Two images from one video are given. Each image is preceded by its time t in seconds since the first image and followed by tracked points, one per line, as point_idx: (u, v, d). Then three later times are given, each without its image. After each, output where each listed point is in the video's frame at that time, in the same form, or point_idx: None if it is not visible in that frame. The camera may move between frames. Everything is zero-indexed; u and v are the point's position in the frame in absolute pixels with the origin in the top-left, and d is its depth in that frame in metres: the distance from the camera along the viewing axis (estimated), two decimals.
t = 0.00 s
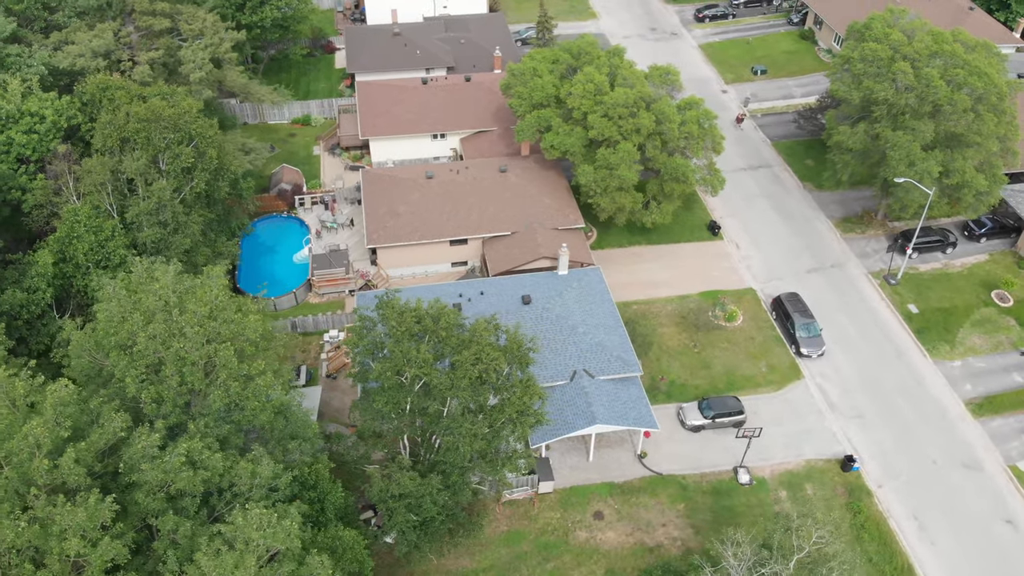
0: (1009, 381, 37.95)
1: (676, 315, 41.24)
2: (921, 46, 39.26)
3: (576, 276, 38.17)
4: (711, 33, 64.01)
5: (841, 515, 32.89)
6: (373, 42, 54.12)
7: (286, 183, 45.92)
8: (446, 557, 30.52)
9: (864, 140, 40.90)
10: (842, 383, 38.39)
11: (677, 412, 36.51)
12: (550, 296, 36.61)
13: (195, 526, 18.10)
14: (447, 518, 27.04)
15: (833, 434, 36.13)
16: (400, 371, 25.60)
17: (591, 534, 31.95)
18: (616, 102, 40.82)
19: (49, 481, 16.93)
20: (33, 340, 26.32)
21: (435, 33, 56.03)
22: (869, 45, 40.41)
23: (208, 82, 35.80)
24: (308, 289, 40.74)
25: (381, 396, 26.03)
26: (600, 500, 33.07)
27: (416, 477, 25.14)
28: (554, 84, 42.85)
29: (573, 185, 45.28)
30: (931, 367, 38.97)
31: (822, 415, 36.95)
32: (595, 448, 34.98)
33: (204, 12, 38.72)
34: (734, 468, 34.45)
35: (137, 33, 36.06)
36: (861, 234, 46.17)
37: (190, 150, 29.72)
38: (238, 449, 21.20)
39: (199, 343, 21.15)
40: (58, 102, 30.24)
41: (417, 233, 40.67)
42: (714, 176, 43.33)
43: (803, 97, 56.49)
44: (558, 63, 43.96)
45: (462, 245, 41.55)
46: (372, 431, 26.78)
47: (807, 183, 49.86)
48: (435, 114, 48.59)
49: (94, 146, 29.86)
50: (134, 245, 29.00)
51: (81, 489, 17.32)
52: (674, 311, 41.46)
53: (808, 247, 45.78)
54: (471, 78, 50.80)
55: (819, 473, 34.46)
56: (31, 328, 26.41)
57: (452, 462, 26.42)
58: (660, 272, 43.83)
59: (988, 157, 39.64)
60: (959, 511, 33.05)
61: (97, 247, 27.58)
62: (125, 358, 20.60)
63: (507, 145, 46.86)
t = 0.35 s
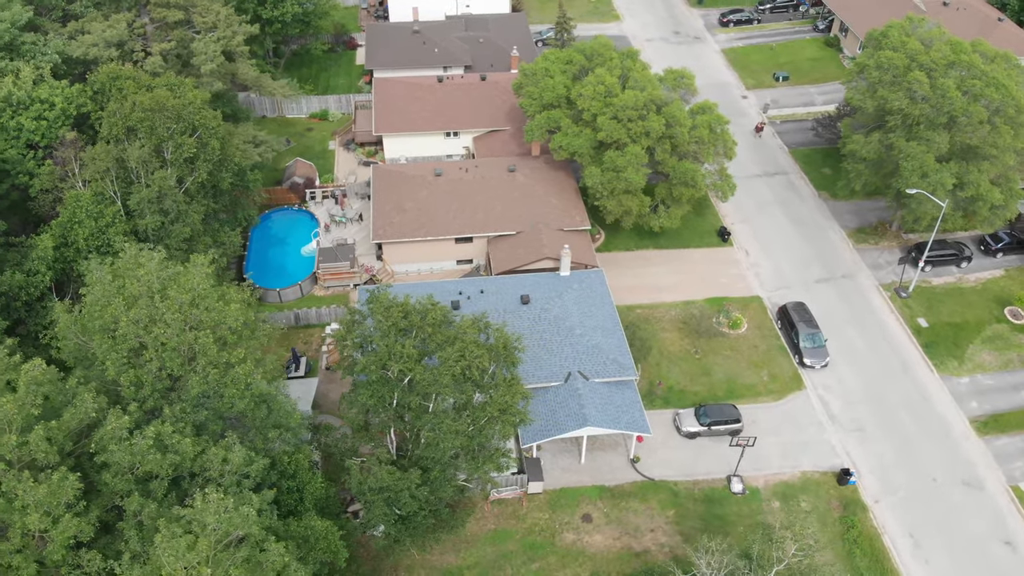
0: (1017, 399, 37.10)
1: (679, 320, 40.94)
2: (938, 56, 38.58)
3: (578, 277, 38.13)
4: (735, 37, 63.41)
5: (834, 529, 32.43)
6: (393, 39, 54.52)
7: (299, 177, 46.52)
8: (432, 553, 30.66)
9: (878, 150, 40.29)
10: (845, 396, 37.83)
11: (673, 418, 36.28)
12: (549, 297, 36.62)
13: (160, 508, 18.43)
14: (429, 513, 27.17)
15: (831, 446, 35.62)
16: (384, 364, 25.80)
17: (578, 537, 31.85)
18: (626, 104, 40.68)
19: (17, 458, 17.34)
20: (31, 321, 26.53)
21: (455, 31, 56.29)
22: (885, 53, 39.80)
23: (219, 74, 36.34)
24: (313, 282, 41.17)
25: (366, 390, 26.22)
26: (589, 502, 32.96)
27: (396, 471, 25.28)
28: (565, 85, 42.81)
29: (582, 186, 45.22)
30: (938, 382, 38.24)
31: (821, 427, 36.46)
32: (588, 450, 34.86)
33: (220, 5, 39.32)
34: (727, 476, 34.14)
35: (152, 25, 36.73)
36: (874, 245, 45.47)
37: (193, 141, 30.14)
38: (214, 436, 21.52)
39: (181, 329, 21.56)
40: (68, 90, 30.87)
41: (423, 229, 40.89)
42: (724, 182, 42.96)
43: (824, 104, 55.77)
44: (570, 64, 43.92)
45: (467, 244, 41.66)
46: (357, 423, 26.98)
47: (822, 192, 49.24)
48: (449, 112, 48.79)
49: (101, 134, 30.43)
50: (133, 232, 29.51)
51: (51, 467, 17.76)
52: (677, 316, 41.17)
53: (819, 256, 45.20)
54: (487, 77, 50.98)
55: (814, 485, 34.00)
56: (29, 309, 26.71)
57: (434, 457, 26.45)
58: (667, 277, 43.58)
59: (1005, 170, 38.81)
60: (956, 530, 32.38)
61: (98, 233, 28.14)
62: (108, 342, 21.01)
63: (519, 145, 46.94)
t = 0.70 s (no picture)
0: None
1: (683, 326, 40.66)
2: (954, 65, 37.91)
3: (581, 279, 38.04)
4: (758, 43, 62.76)
5: (827, 542, 32.01)
6: (412, 37, 54.83)
7: (312, 171, 46.98)
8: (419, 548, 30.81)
9: (891, 159, 39.67)
10: (847, 408, 37.32)
11: (670, 424, 36.06)
12: (550, 298, 36.60)
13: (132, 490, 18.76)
14: (414, 509, 27.30)
15: (830, 458, 35.16)
16: (372, 359, 25.98)
17: (567, 538, 31.80)
18: (636, 107, 40.52)
19: None
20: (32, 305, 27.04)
21: (474, 30, 56.45)
22: (900, 61, 39.20)
23: (231, 68, 36.83)
24: (320, 275, 41.57)
25: (353, 383, 26.42)
26: (580, 504, 32.89)
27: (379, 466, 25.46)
28: (576, 87, 42.75)
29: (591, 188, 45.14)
30: (943, 398, 37.58)
31: (821, 438, 35.98)
32: (582, 452, 34.79)
33: None
34: (721, 484, 33.87)
35: (167, 17, 37.34)
36: (887, 256, 44.78)
37: (197, 132, 30.58)
38: (196, 422, 21.86)
39: (168, 316, 21.94)
40: (80, 79, 31.38)
41: (429, 226, 41.11)
42: (735, 188, 42.57)
43: (844, 112, 55.04)
44: (583, 65, 43.84)
45: (473, 242, 41.78)
46: (345, 416, 27.19)
47: (837, 201, 48.61)
48: (463, 111, 48.96)
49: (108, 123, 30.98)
50: (136, 221, 30.03)
51: (29, 446, 18.19)
52: (681, 321, 40.89)
53: (830, 265, 44.64)
54: (503, 77, 51.08)
55: (809, 497, 33.60)
56: (31, 293, 27.23)
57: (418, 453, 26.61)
58: (673, 282, 43.32)
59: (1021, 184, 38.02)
60: (953, 548, 31.80)
61: (100, 220, 28.67)
62: (94, 327, 21.39)
63: (531, 146, 46.97)
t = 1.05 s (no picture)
0: None
1: (686, 331, 40.35)
2: (973, 76, 37.16)
3: (584, 280, 37.93)
4: (784, 49, 62.00)
5: (819, 556, 31.54)
6: (433, 34, 55.14)
7: (326, 165, 47.46)
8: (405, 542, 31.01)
9: (906, 170, 39.00)
10: (849, 421, 36.75)
11: (666, 429, 35.81)
12: (550, 298, 36.57)
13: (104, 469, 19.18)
14: (397, 503, 27.46)
15: (827, 471, 34.66)
16: (359, 351, 26.20)
17: (554, 539, 31.76)
18: (647, 110, 40.32)
19: None
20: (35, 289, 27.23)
21: (495, 30, 56.59)
22: (918, 70, 38.55)
23: (244, 60, 37.39)
24: (328, 268, 41.98)
25: (341, 375, 26.69)
26: (569, 506, 32.81)
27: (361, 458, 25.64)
28: (589, 88, 42.65)
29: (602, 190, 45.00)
30: (949, 415, 36.82)
31: (820, 451, 35.48)
32: (576, 454, 34.72)
33: None
34: (714, 492, 33.55)
35: (185, 9, 38.05)
36: (902, 269, 43.98)
37: (203, 122, 31.11)
38: (178, 406, 22.27)
39: (155, 301, 22.39)
40: (94, 68, 32.09)
41: (436, 223, 41.31)
42: (746, 194, 42.12)
43: (867, 122, 54.18)
44: (597, 67, 43.74)
45: (480, 240, 41.88)
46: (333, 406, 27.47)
47: (854, 211, 47.87)
48: (479, 109, 49.12)
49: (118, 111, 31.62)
50: (141, 207, 30.64)
51: (7, 421, 18.71)
52: (686, 327, 40.58)
53: (842, 276, 43.97)
54: (520, 77, 51.16)
55: (803, 509, 33.16)
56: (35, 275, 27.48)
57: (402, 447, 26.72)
58: (680, 286, 43.04)
59: None
60: (948, 567, 31.17)
61: (105, 205, 29.29)
62: (81, 308, 21.88)
63: (544, 146, 46.95)
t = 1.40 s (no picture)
0: None
1: (690, 337, 40.07)
2: (990, 87, 36.48)
3: (586, 282, 37.83)
4: (808, 55, 61.29)
5: (810, 568, 31.14)
6: (453, 33, 55.40)
7: (340, 160, 47.92)
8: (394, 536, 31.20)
9: (919, 181, 38.36)
10: (851, 433, 36.21)
11: (663, 434, 35.59)
12: (551, 298, 36.52)
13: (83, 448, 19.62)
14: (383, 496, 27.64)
15: (825, 483, 34.19)
16: (348, 344, 26.44)
17: (542, 539, 31.72)
18: (657, 112, 40.15)
19: None
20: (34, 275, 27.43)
21: (516, 30, 56.70)
22: (934, 79, 37.95)
23: (258, 54, 37.93)
24: (336, 262, 42.39)
25: (330, 366, 26.93)
26: (560, 507, 32.75)
27: (345, 449, 25.85)
28: (601, 89, 42.56)
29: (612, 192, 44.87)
30: (955, 431, 36.14)
31: (819, 462, 35.00)
32: (571, 455, 34.65)
33: None
34: (708, 499, 33.28)
35: (202, 2, 38.68)
36: (915, 281, 43.25)
37: (210, 113, 31.59)
38: (163, 390, 22.67)
39: (144, 286, 22.81)
40: (107, 57, 32.76)
41: (443, 220, 41.50)
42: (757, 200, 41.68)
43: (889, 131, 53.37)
44: (611, 68, 43.63)
45: (487, 239, 41.99)
46: (322, 398, 27.74)
47: (869, 221, 47.17)
48: (494, 108, 49.25)
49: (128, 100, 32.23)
50: (147, 196, 31.23)
51: None
52: (689, 332, 40.30)
53: (853, 286, 43.34)
54: (537, 77, 51.20)
55: (797, 520, 32.75)
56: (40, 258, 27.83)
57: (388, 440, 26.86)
58: (687, 291, 42.77)
59: None
60: None
61: (111, 192, 29.87)
62: (72, 291, 22.38)
63: (557, 146, 46.93)
